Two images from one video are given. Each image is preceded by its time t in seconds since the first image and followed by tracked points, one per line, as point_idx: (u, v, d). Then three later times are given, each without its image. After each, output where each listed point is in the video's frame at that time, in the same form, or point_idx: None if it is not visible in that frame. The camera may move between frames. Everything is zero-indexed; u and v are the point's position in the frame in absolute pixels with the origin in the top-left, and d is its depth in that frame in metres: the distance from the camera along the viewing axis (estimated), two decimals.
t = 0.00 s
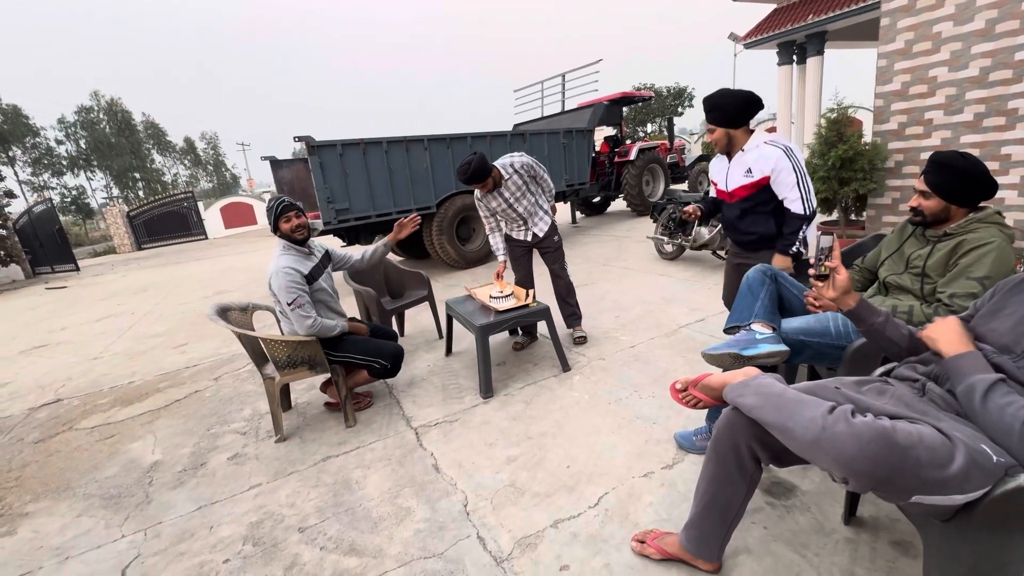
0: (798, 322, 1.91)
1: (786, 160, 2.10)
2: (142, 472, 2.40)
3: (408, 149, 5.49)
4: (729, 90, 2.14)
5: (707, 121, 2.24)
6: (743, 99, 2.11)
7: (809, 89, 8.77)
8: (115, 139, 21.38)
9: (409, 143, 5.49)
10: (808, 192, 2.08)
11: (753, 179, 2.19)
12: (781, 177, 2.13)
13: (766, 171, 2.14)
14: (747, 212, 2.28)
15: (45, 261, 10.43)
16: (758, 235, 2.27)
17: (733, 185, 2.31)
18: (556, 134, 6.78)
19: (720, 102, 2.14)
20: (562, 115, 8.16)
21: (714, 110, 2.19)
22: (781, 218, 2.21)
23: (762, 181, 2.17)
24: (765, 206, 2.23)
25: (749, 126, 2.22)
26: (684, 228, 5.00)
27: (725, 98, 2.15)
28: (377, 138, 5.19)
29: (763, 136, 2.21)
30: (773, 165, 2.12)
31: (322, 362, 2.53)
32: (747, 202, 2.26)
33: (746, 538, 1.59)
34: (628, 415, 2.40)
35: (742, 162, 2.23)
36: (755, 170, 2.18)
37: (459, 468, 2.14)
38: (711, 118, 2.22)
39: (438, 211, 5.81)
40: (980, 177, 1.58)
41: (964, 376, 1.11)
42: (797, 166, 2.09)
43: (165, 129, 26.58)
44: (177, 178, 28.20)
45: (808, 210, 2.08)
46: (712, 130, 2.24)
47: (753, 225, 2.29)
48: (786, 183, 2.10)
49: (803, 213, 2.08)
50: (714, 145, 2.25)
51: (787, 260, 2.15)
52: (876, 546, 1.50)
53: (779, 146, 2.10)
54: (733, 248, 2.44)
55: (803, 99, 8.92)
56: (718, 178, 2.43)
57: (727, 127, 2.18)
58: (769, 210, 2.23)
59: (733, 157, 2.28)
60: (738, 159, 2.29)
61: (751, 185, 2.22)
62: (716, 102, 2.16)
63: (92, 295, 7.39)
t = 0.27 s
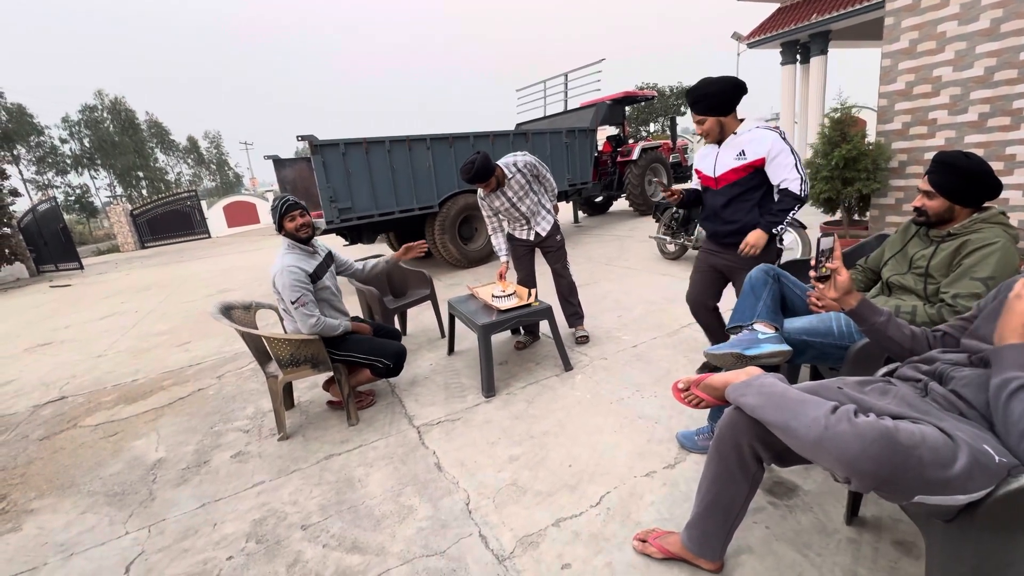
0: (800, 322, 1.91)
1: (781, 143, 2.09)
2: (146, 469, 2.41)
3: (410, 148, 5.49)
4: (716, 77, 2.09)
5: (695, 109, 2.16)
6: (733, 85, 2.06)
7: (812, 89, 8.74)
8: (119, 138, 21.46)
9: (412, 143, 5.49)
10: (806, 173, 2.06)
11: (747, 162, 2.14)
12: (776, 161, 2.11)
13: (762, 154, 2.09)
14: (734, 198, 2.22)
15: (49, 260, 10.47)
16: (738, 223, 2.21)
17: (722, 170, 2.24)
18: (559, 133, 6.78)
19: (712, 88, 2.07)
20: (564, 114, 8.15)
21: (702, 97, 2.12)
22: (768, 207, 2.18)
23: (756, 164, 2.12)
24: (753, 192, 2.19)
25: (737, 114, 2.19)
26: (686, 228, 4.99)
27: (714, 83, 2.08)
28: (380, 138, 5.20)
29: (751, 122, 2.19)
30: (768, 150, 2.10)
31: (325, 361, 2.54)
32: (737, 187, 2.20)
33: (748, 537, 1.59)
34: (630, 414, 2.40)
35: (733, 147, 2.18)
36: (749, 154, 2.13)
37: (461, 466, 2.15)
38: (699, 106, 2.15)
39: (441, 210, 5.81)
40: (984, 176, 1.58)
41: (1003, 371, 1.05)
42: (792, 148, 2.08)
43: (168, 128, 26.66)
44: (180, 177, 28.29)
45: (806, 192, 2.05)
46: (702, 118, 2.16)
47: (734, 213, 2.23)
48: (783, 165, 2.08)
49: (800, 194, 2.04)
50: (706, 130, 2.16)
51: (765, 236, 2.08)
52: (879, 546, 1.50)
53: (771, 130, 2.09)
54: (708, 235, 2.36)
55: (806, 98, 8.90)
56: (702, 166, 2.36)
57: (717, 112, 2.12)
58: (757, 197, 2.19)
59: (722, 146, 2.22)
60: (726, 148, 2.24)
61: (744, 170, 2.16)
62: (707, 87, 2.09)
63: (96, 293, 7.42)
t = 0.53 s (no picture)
0: (803, 322, 1.91)
1: (748, 155, 2.06)
2: (149, 467, 2.42)
3: (413, 148, 5.50)
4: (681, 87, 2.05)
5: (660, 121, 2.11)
6: (697, 96, 2.02)
7: (815, 89, 8.72)
8: (122, 137, 21.52)
9: (414, 142, 5.50)
10: (774, 186, 2.03)
11: (715, 174, 2.10)
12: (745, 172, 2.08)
13: (730, 165, 2.06)
14: (703, 211, 2.16)
15: (53, 259, 10.51)
16: (708, 237, 2.14)
17: (690, 182, 2.20)
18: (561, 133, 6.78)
19: (677, 99, 2.02)
20: (566, 114, 8.15)
21: (667, 108, 2.06)
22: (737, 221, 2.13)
23: (724, 176, 2.09)
24: (721, 204, 2.14)
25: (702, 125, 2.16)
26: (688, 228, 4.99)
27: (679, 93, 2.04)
28: (383, 137, 5.21)
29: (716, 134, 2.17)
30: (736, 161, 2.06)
31: (328, 360, 2.54)
32: (706, 198, 2.15)
33: (750, 537, 1.58)
34: (632, 414, 2.40)
35: (701, 158, 2.14)
36: (717, 165, 2.09)
37: (463, 465, 2.15)
38: (664, 118, 2.10)
39: (443, 209, 5.81)
40: (988, 176, 1.58)
41: (1012, 371, 1.05)
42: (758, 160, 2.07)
43: (171, 128, 26.73)
44: (183, 177, 28.36)
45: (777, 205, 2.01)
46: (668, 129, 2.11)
47: (703, 226, 2.16)
48: (752, 177, 2.05)
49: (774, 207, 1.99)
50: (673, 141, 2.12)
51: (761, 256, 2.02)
52: (881, 546, 1.50)
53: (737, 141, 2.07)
54: (676, 249, 2.30)
55: (810, 98, 8.87)
56: (669, 178, 2.31)
57: (683, 123, 2.08)
58: (725, 210, 2.15)
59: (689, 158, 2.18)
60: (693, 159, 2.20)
61: (712, 182, 2.12)
62: (671, 97, 2.04)
63: (99, 292, 7.45)
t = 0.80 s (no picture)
0: (804, 323, 1.91)
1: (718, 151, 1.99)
2: (151, 466, 2.43)
3: (414, 148, 5.51)
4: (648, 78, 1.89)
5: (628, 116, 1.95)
6: (667, 87, 1.88)
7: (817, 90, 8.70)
8: (124, 136, 21.57)
9: (416, 142, 5.50)
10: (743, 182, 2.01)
11: (687, 171, 2.00)
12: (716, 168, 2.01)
13: (702, 163, 1.97)
14: (672, 211, 2.07)
15: (55, 258, 10.53)
16: (675, 239, 2.06)
17: (659, 180, 2.07)
18: (562, 133, 6.78)
19: (647, 93, 1.86)
20: (568, 114, 8.16)
21: (635, 102, 1.90)
22: (705, 221, 2.06)
23: (696, 174, 2.00)
24: (691, 204, 2.06)
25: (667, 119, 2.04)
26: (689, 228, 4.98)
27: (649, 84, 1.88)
28: (384, 137, 5.21)
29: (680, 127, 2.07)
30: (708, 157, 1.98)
31: (329, 359, 2.54)
32: (675, 198, 2.05)
33: (750, 538, 1.58)
34: (633, 415, 2.39)
35: (671, 154, 2.04)
36: (688, 162, 2.00)
37: (464, 465, 2.15)
38: (633, 111, 1.93)
39: (444, 209, 5.81)
40: (991, 177, 1.58)
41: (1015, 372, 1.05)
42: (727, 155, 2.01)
43: (173, 128, 26.77)
44: (185, 176, 28.41)
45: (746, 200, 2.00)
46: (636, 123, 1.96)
47: (669, 228, 2.08)
48: (724, 173, 1.99)
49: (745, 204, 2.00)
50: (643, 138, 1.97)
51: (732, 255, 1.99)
52: (882, 547, 1.50)
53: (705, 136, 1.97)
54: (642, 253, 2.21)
55: (811, 99, 8.87)
56: (634, 177, 2.18)
57: (654, 118, 1.94)
58: (694, 209, 2.06)
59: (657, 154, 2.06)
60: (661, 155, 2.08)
61: (683, 180, 2.02)
62: (641, 90, 1.87)
63: (101, 291, 7.46)
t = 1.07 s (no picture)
0: (804, 325, 1.91)
1: (698, 168, 1.74)
2: (150, 466, 2.42)
3: (414, 148, 5.51)
4: (628, 82, 1.67)
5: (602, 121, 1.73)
6: (647, 94, 1.66)
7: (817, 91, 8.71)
8: (124, 136, 21.57)
9: (416, 143, 5.50)
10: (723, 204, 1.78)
11: (661, 189, 1.76)
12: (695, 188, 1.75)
13: (678, 181, 1.73)
14: (641, 230, 1.81)
15: (54, 257, 10.52)
16: (642, 262, 1.81)
17: (631, 196, 1.83)
18: (563, 134, 6.78)
19: (625, 99, 1.65)
20: (568, 115, 8.18)
21: (611, 105, 1.68)
22: (679, 243, 1.79)
23: (671, 192, 1.76)
24: (663, 223, 1.80)
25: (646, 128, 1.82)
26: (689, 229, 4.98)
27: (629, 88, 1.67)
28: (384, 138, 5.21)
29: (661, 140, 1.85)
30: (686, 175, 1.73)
31: (328, 360, 2.54)
32: (647, 217, 1.80)
33: (750, 541, 1.58)
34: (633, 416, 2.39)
35: (646, 168, 1.78)
36: (664, 178, 1.75)
37: (463, 466, 2.15)
38: (608, 118, 1.70)
39: (444, 210, 5.81)
40: (991, 179, 1.58)
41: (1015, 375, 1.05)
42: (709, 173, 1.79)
43: (173, 127, 26.78)
44: (185, 176, 28.41)
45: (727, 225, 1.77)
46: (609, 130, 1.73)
47: (636, 248, 1.83)
48: (704, 194, 1.75)
49: (724, 228, 1.78)
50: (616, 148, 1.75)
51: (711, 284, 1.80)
52: (882, 550, 1.50)
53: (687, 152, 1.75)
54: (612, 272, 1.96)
55: (811, 101, 8.88)
56: (605, 189, 1.93)
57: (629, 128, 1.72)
58: (667, 229, 1.81)
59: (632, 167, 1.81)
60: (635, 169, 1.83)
61: (657, 199, 1.78)
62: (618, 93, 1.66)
63: (101, 290, 7.46)
